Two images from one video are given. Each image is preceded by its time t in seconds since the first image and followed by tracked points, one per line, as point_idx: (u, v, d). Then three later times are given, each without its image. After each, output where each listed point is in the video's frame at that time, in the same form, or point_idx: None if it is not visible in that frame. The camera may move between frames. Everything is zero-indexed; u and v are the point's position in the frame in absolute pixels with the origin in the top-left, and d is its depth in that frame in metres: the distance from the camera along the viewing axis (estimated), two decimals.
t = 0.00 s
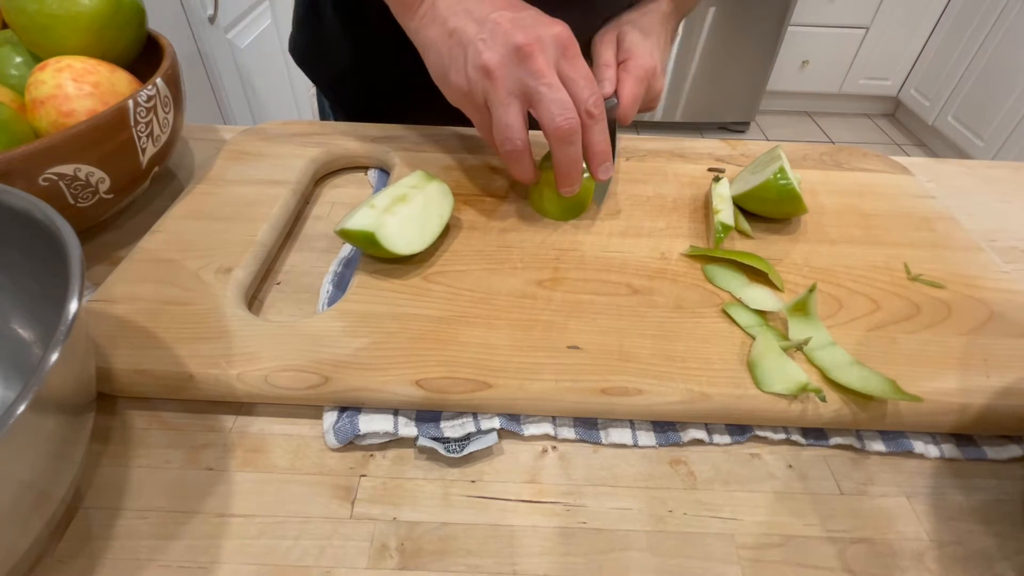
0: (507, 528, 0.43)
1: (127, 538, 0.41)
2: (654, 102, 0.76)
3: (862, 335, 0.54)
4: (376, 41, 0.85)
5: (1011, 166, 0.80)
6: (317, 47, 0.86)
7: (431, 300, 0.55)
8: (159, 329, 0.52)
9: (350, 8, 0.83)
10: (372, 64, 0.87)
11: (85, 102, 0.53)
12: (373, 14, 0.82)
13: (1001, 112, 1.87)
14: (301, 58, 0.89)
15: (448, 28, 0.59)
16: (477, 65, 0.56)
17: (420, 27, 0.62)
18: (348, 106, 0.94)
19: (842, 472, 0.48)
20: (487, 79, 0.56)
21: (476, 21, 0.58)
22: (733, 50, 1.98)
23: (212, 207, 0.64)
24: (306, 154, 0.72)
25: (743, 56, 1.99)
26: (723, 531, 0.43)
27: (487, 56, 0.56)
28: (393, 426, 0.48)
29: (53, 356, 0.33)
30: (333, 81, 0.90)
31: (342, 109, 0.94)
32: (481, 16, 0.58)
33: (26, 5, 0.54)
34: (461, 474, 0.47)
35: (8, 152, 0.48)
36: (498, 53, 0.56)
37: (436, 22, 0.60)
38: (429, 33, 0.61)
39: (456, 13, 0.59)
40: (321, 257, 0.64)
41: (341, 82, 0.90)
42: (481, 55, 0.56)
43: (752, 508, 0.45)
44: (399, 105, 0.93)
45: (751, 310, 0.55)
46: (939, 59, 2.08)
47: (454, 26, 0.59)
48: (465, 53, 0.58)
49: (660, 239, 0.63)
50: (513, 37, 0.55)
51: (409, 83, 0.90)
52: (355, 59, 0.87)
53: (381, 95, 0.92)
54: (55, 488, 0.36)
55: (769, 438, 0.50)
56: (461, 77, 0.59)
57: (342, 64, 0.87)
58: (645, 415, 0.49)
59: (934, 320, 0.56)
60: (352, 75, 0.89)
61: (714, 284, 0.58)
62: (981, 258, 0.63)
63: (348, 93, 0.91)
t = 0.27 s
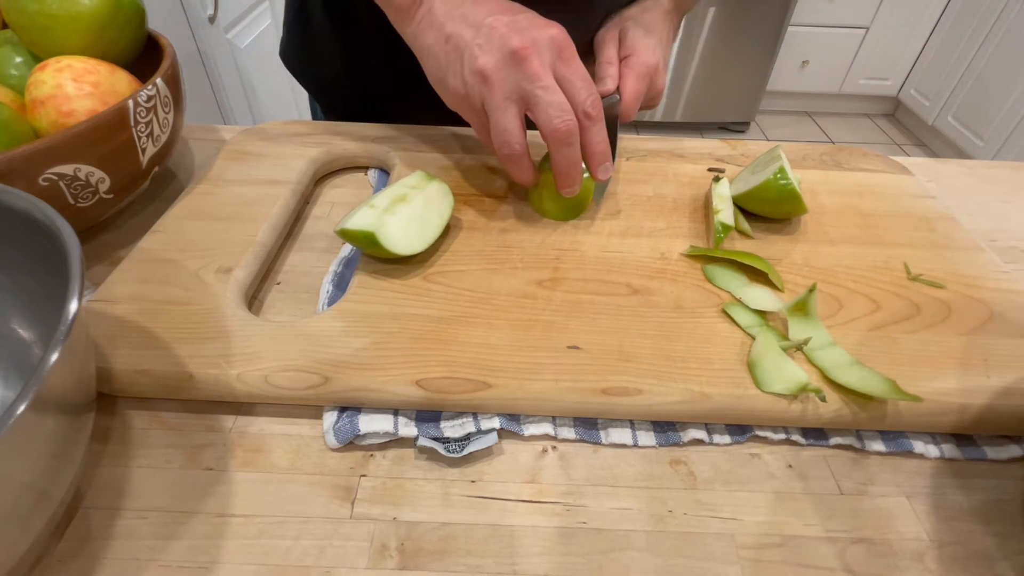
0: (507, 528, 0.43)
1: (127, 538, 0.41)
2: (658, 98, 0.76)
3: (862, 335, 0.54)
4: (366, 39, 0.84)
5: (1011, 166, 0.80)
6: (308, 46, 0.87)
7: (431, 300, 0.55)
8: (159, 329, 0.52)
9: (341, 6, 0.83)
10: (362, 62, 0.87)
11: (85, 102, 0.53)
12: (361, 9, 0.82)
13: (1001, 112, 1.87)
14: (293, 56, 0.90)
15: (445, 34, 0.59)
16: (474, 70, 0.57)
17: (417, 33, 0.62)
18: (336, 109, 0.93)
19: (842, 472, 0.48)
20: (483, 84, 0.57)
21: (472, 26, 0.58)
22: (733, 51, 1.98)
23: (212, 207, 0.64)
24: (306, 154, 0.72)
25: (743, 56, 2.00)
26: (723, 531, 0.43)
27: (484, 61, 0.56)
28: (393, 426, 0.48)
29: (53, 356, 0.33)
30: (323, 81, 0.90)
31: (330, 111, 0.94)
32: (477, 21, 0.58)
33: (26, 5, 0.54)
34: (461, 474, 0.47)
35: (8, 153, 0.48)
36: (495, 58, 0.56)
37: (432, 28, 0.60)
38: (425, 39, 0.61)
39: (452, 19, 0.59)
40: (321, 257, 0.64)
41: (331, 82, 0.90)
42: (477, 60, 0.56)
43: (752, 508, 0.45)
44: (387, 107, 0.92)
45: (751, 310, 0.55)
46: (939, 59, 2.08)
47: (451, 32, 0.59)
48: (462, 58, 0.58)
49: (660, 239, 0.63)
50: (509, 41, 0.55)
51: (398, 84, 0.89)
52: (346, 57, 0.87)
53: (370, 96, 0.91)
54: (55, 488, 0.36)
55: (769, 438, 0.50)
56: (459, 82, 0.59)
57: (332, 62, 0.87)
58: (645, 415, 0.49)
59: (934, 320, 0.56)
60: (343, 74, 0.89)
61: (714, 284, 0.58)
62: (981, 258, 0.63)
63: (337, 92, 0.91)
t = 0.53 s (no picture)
0: (507, 528, 0.43)
1: (128, 538, 0.41)
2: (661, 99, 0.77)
3: (862, 335, 0.54)
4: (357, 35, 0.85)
5: (1011, 166, 0.80)
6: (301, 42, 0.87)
7: (431, 300, 0.55)
8: (159, 329, 0.52)
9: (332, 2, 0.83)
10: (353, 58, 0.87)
11: (85, 102, 0.53)
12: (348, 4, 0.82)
13: (1001, 112, 1.87)
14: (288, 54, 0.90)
15: (443, 37, 0.59)
16: (471, 72, 0.57)
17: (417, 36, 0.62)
18: (327, 104, 0.93)
19: (842, 472, 0.48)
20: (481, 86, 0.57)
21: (470, 28, 0.58)
22: (733, 51, 1.98)
23: (211, 207, 0.64)
24: (306, 154, 0.72)
25: (743, 56, 1.99)
26: (723, 531, 0.43)
27: (480, 63, 0.56)
28: (393, 426, 0.48)
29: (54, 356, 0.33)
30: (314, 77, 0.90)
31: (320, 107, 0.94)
32: (474, 23, 0.58)
33: (25, 5, 0.54)
34: (461, 474, 0.47)
35: (8, 153, 0.48)
36: (492, 60, 0.56)
37: (432, 32, 0.60)
38: (425, 42, 0.61)
39: (450, 21, 0.59)
40: (321, 257, 0.64)
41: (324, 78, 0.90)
42: (474, 62, 0.57)
43: (752, 508, 0.45)
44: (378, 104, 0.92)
45: (750, 310, 0.55)
46: (939, 59, 2.08)
47: (449, 35, 0.59)
48: (460, 60, 0.58)
49: (660, 239, 0.63)
50: (505, 43, 0.56)
51: (390, 82, 0.89)
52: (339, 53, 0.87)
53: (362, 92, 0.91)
54: (55, 488, 0.36)
55: (769, 438, 0.50)
56: (457, 84, 0.60)
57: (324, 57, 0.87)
58: (645, 415, 0.49)
59: (934, 320, 0.56)
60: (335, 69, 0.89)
61: (714, 284, 0.58)
62: (981, 258, 0.63)
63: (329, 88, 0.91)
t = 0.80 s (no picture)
0: (507, 528, 0.43)
1: (128, 538, 0.41)
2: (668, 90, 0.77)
3: (862, 335, 0.54)
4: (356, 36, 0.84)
5: (1011, 166, 0.80)
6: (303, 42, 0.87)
7: (431, 300, 0.55)
8: (159, 329, 0.52)
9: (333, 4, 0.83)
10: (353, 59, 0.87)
11: (85, 102, 0.53)
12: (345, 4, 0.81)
13: (1001, 112, 1.87)
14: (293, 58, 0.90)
15: (436, 41, 0.60)
16: (464, 73, 0.57)
17: (412, 41, 0.63)
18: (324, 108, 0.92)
19: (842, 472, 0.48)
20: (474, 85, 0.57)
21: (461, 31, 0.58)
22: (732, 51, 1.98)
23: (212, 207, 0.64)
24: (306, 154, 0.72)
25: (743, 56, 1.99)
26: (723, 531, 0.43)
27: (473, 64, 0.57)
28: (393, 426, 0.48)
29: (54, 356, 0.33)
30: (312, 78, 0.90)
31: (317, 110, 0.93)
32: (466, 25, 0.58)
33: (25, 5, 0.54)
34: (461, 474, 0.47)
35: (8, 153, 0.48)
36: (484, 60, 0.56)
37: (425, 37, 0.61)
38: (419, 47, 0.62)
39: (443, 25, 0.60)
40: (322, 257, 0.64)
41: (321, 79, 0.89)
42: (467, 63, 0.57)
43: (752, 508, 0.45)
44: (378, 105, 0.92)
45: (750, 309, 0.55)
46: (939, 59, 2.08)
47: (442, 38, 0.59)
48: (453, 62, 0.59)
49: (660, 239, 0.63)
50: (497, 43, 0.56)
51: (389, 82, 0.89)
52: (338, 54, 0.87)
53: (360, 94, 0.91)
54: (55, 488, 0.36)
55: (769, 438, 0.50)
56: (452, 86, 0.60)
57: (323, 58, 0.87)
58: (645, 415, 0.49)
59: (934, 320, 0.56)
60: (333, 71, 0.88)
61: (714, 284, 0.58)
62: (981, 258, 0.63)
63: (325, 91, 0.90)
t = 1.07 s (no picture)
0: (507, 528, 0.43)
1: (128, 538, 0.41)
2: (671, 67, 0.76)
3: (862, 335, 0.54)
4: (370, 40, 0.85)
5: (1010, 166, 0.80)
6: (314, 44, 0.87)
7: (431, 300, 0.55)
8: (159, 329, 0.52)
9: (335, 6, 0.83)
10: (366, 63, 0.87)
11: (85, 102, 0.53)
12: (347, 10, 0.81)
13: (1001, 112, 1.87)
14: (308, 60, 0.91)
15: (434, 47, 0.60)
16: (461, 78, 0.58)
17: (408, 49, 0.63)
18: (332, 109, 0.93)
19: (842, 472, 0.48)
20: (469, 89, 0.58)
21: (457, 36, 0.59)
22: (732, 51, 1.98)
23: (212, 207, 0.64)
24: (306, 154, 0.72)
25: (743, 56, 1.99)
26: (723, 531, 0.43)
27: (469, 69, 0.57)
28: (393, 426, 0.48)
29: (54, 356, 0.33)
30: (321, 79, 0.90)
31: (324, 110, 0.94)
32: (463, 32, 0.58)
33: (25, 5, 0.54)
34: (461, 474, 0.47)
35: (8, 153, 0.48)
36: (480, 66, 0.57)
37: (422, 45, 0.61)
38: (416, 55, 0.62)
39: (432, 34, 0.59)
40: (321, 257, 0.64)
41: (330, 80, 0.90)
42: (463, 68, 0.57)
43: (752, 508, 0.45)
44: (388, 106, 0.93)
45: (750, 309, 0.55)
46: (939, 59, 2.08)
47: (439, 44, 0.59)
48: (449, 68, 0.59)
49: (660, 239, 0.63)
50: (492, 47, 0.56)
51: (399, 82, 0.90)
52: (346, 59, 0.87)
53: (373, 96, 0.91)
54: (55, 488, 0.36)
55: (769, 438, 0.50)
56: (446, 90, 0.60)
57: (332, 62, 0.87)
58: (645, 415, 0.49)
59: (934, 320, 0.56)
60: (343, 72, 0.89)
61: (714, 284, 0.58)
62: (981, 258, 0.63)
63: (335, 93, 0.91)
